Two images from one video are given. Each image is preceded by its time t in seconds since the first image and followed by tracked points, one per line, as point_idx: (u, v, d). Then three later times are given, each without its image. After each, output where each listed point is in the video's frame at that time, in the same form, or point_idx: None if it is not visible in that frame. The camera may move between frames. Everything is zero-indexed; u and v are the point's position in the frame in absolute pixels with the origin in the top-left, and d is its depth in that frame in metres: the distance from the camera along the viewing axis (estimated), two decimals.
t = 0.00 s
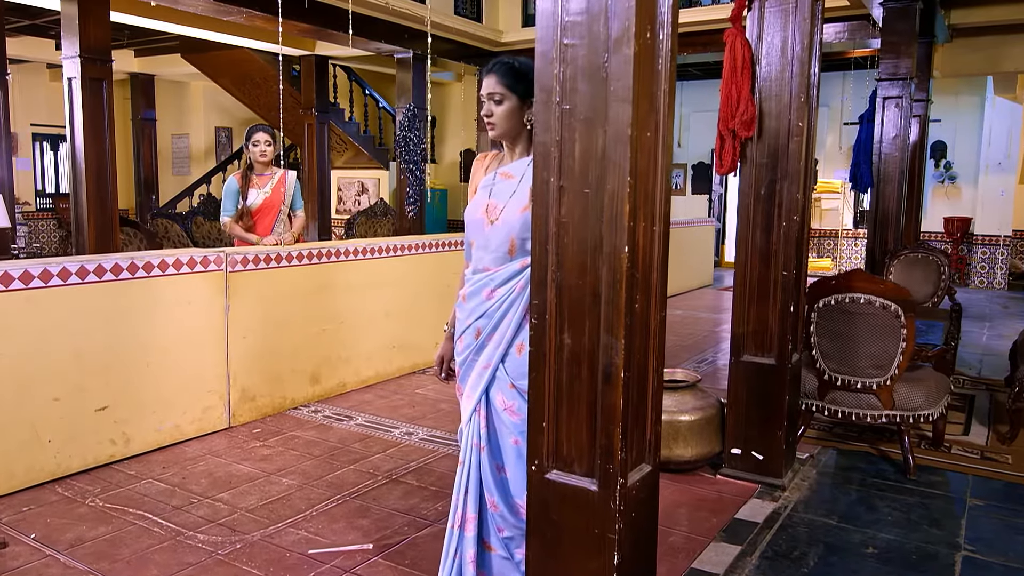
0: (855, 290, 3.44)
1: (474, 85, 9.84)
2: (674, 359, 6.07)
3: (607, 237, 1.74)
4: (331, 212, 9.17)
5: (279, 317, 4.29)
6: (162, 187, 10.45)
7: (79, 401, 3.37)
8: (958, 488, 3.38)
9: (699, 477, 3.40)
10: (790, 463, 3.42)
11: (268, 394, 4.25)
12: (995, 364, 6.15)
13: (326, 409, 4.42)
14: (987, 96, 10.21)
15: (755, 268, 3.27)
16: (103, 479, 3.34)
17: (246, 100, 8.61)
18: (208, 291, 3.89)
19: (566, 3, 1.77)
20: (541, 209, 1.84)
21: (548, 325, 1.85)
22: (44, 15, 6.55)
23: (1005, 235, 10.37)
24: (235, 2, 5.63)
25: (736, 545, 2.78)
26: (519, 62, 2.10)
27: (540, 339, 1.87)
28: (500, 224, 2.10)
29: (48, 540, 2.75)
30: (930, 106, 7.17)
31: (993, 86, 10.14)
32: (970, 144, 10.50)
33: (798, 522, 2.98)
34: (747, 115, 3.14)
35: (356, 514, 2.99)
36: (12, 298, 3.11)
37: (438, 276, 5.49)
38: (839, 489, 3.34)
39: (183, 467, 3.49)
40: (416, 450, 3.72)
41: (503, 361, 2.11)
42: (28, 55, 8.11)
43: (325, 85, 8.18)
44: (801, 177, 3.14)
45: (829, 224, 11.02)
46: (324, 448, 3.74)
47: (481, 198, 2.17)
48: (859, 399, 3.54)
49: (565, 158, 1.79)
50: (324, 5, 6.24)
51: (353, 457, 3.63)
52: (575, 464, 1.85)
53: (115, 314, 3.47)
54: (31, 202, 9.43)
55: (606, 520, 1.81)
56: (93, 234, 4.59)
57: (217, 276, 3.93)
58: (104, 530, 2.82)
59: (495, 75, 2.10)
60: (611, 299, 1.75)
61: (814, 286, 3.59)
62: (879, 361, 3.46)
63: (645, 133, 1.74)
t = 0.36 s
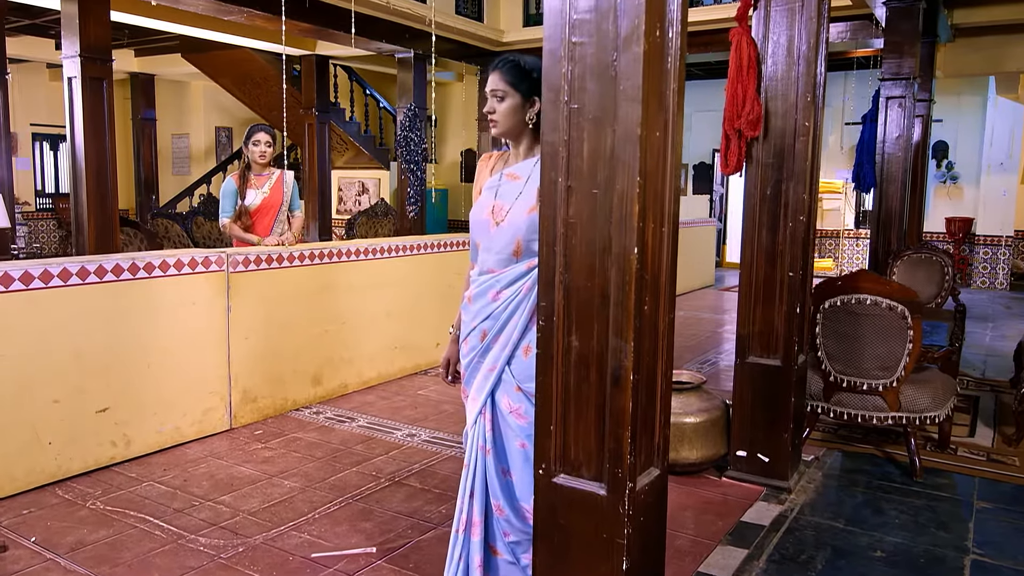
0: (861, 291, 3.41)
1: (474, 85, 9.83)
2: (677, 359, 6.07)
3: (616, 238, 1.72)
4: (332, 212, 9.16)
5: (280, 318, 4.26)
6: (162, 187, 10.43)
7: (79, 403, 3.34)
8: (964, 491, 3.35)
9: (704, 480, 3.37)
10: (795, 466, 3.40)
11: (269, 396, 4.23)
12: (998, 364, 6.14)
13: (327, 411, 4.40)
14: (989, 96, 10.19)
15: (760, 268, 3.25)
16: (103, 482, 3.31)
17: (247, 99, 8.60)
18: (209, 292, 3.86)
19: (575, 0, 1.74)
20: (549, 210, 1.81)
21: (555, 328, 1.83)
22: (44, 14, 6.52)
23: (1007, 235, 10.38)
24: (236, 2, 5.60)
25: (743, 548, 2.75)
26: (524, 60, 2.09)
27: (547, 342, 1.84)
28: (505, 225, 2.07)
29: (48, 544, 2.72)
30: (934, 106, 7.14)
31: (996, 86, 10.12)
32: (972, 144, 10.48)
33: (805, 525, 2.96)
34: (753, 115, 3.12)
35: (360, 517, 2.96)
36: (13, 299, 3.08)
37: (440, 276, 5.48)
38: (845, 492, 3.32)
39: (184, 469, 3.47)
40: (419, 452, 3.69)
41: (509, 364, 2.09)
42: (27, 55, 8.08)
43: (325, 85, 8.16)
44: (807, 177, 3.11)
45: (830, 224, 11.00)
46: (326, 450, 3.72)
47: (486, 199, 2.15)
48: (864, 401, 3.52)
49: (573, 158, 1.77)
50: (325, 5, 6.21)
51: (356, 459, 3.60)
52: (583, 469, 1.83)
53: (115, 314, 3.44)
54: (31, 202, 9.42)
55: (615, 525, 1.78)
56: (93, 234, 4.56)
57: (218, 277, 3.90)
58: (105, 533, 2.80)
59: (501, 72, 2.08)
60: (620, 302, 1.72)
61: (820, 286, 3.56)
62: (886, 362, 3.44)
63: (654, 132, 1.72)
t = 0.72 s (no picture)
0: (868, 292, 3.40)
1: (475, 85, 9.81)
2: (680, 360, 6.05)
3: (627, 239, 1.69)
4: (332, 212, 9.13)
5: (282, 319, 4.23)
6: (162, 187, 10.39)
7: (79, 405, 3.32)
8: (972, 493, 3.33)
9: (710, 482, 3.35)
10: (802, 468, 3.37)
11: (270, 397, 4.20)
12: (1002, 365, 6.12)
13: (329, 412, 4.37)
14: (991, 96, 10.16)
15: (766, 269, 3.22)
16: (104, 485, 3.28)
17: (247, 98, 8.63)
18: (210, 293, 3.83)
19: None
20: (557, 210, 1.79)
21: (563, 330, 1.80)
22: (44, 13, 6.49)
23: (1008, 235, 10.37)
24: (236, 1, 5.56)
25: (750, 552, 2.73)
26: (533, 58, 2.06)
27: (555, 344, 1.82)
28: (511, 227, 2.04)
29: (48, 548, 2.69)
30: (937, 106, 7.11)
31: (998, 86, 10.09)
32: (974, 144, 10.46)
33: (812, 529, 2.93)
34: (760, 114, 3.08)
35: (363, 520, 2.93)
36: (12, 300, 3.05)
37: (442, 277, 5.45)
38: (851, 494, 3.29)
39: (185, 472, 3.44)
40: (422, 454, 3.66)
41: (516, 367, 2.06)
42: (26, 54, 8.05)
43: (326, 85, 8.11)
44: (814, 178, 3.09)
45: (832, 225, 10.99)
46: (327, 452, 3.69)
47: (492, 201, 2.12)
48: (871, 403, 3.49)
49: (582, 158, 1.74)
50: (326, 4, 6.18)
51: (358, 461, 3.57)
52: (592, 473, 1.80)
53: (115, 316, 3.41)
54: (30, 203, 9.38)
55: (624, 531, 1.76)
56: (93, 234, 4.53)
57: (219, 277, 3.87)
58: (105, 537, 2.77)
59: (509, 70, 2.05)
60: (630, 304, 1.69)
61: (826, 287, 3.54)
62: (893, 363, 3.42)
63: (665, 132, 1.69)
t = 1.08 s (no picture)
0: (873, 293, 3.38)
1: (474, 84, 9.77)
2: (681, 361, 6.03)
3: (636, 240, 1.66)
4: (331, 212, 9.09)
5: (282, 319, 4.20)
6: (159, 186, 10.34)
7: (77, 407, 3.28)
8: (977, 495, 3.31)
9: (714, 485, 3.32)
10: (807, 470, 3.34)
11: (269, 399, 4.17)
12: (1004, 365, 6.11)
13: (329, 413, 4.34)
14: (991, 96, 10.15)
15: (771, 269, 3.19)
16: (102, 487, 3.24)
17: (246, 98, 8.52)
18: (209, 294, 3.79)
19: None
20: (565, 211, 1.76)
21: (571, 333, 1.77)
22: (40, 11, 6.43)
23: (1008, 235, 10.36)
24: None
25: (755, 555, 2.70)
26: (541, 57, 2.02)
27: (563, 347, 1.79)
28: (517, 227, 2.01)
29: (46, 552, 2.65)
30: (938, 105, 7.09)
31: (998, 86, 10.08)
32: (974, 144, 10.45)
33: (818, 532, 2.91)
34: (765, 113, 3.05)
35: (364, 524, 2.90)
36: (9, 301, 3.02)
37: (442, 277, 5.42)
38: (856, 497, 3.27)
39: (184, 474, 3.41)
40: (423, 456, 3.63)
41: (522, 370, 2.04)
42: (23, 53, 8.00)
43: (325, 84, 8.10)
44: (820, 177, 3.06)
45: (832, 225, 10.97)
46: (328, 454, 3.66)
47: (498, 201, 2.09)
48: (875, 405, 3.46)
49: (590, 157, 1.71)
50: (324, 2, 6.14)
51: (359, 463, 3.54)
52: (600, 478, 1.77)
53: (113, 317, 3.38)
54: (26, 202, 9.33)
55: (633, 536, 1.73)
56: (90, 235, 4.49)
57: (218, 278, 3.83)
58: (104, 541, 2.73)
59: (516, 69, 2.02)
60: (640, 306, 1.66)
61: (830, 288, 3.52)
62: (898, 365, 3.38)
63: (675, 130, 1.66)
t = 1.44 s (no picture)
0: (878, 294, 3.35)
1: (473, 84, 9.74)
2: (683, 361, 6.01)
3: (646, 240, 1.63)
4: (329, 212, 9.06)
5: (282, 320, 4.17)
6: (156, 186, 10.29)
7: (75, 409, 3.24)
8: (983, 498, 3.28)
9: (718, 487, 3.29)
10: (812, 473, 3.31)
11: (269, 401, 4.13)
12: (1006, 366, 6.09)
13: (329, 415, 4.30)
14: (990, 96, 10.14)
15: (776, 270, 3.16)
16: (100, 491, 3.21)
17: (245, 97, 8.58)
18: (208, 295, 3.76)
19: None
20: (573, 211, 1.73)
21: (579, 335, 1.74)
22: (37, 10, 6.39)
23: (1007, 235, 10.35)
24: None
25: (762, 559, 2.67)
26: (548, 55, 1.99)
27: (571, 350, 1.76)
28: (524, 228, 1.98)
29: (44, 557, 2.62)
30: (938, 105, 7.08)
31: (997, 86, 10.07)
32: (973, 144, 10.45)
33: (825, 535, 2.88)
34: (770, 113, 3.01)
35: (366, 527, 2.87)
36: (7, 303, 2.98)
37: (442, 277, 5.38)
38: (862, 499, 3.24)
39: (184, 477, 3.37)
40: (424, 459, 3.60)
41: (529, 372, 2.01)
42: (19, 52, 7.95)
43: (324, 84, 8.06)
44: (826, 177, 3.03)
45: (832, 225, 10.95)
46: (329, 457, 3.63)
47: (504, 201, 2.06)
48: (881, 406, 3.44)
49: (599, 156, 1.68)
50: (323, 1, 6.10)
51: (360, 466, 3.51)
52: (609, 483, 1.74)
53: (112, 318, 3.34)
54: (23, 202, 9.28)
55: (643, 543, 1.70)
56: (88, 235, 4.44)
57: (218, 279, 3.80)
58: (102, 546, 2.70)
59: (522, 68, 1.99)
60: (650, 308, 1.63)
61: (835, 289, 3.49)
62: (903, 367, 3.37)
63: (686, 129, 1.63)
